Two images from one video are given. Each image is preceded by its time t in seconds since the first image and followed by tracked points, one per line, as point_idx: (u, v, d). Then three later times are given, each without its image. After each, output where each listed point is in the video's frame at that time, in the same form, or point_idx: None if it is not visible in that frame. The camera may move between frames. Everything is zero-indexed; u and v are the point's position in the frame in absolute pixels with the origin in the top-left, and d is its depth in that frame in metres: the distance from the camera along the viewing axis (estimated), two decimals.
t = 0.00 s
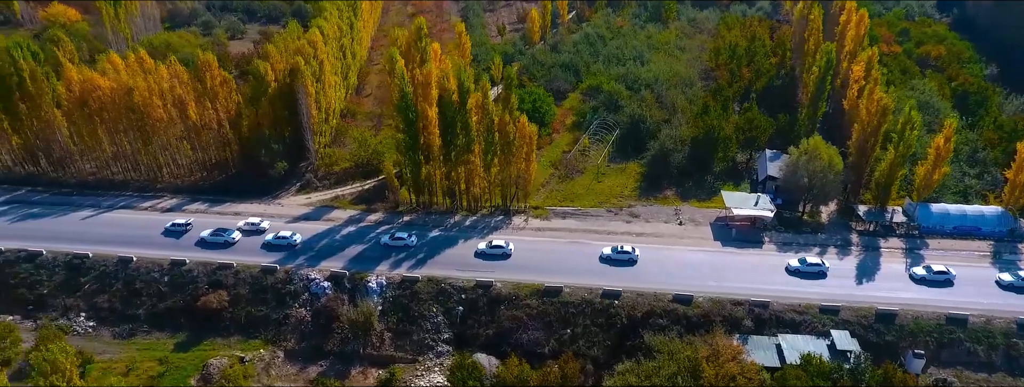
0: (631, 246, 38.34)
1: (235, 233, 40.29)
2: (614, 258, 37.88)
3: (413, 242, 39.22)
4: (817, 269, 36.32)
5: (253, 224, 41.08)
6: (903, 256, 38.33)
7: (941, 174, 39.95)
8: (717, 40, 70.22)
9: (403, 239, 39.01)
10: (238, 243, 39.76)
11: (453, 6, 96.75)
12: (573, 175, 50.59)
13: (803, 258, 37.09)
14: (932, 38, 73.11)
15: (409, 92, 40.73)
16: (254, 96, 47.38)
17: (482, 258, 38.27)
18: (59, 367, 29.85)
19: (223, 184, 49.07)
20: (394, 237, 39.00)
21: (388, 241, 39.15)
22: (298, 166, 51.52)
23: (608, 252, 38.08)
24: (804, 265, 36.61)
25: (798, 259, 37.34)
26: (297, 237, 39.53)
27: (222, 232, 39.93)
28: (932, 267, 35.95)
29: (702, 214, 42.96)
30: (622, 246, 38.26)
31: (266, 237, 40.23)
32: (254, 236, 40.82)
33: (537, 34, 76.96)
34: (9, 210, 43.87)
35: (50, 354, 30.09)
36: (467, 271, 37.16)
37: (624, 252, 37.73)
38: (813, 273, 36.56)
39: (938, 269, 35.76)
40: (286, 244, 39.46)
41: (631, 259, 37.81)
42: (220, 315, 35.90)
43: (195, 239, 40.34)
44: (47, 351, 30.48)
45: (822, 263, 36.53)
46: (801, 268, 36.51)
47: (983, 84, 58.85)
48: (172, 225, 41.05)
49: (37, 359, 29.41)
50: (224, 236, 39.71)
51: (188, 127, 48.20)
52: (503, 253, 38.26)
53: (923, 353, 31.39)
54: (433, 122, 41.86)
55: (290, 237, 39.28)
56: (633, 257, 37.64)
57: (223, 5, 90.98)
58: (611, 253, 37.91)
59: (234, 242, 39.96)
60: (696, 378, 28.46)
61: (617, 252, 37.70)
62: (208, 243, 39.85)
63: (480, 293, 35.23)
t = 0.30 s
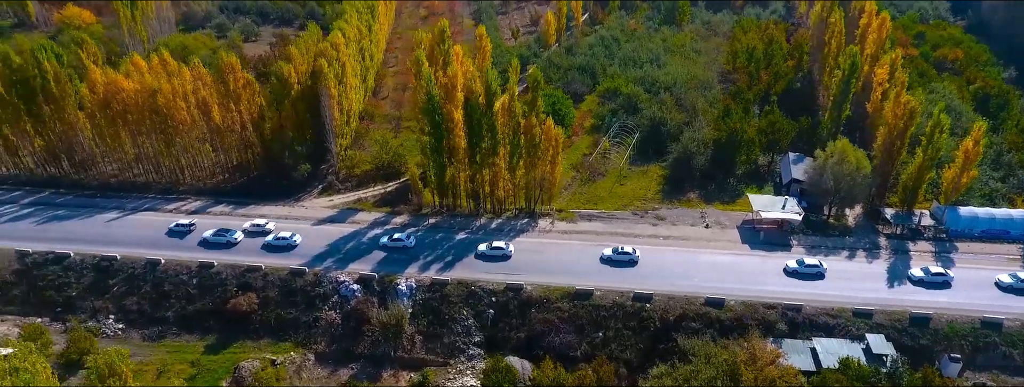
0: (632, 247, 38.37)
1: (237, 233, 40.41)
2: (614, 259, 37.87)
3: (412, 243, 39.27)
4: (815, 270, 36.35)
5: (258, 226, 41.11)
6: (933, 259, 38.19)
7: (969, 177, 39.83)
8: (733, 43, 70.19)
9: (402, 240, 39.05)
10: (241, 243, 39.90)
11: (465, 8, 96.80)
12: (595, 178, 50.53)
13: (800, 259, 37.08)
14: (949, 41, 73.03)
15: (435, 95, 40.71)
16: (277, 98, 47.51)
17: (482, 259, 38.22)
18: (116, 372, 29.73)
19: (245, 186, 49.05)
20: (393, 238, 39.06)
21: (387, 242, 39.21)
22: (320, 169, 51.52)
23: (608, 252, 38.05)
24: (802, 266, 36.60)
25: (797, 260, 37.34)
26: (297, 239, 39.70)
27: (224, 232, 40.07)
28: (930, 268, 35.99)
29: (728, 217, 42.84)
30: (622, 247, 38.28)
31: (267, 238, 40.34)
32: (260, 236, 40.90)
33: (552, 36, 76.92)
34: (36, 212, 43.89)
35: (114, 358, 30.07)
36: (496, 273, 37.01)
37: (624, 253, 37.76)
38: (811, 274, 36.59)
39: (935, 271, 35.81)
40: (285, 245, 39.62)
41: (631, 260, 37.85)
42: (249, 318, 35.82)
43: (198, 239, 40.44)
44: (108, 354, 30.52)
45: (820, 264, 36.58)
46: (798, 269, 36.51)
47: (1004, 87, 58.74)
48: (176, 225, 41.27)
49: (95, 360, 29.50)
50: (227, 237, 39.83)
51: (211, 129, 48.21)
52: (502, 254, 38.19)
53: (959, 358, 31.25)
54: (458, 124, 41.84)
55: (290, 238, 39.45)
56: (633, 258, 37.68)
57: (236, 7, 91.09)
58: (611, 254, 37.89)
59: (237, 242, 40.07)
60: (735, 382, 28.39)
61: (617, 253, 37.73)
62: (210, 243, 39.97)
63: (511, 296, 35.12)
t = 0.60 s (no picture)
0: (632, 248, 38.38)
1: (239, 233, 40.52)
2: (615, 261, 37.92)
3: (411, 244, 39.40)
4: (814, 272, 36.38)
5: (263, 228, 40.99)
6: (964, 263, 38.02)
7: (999, 181, 39.66)
8: (750, 46, 70.12)
9: (402, 241, 39.22)
10: (243, 243, 40.00)
11: (477, 10, 96.79)
12: (617, 181, 50.36)
13: (799, 261, 37.12)
14: (966, 43, 72.85)
15: (462, 98, 40.64)
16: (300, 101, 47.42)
17: (480, 261, 38.32)
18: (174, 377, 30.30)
19: (268, 189, 48.99)
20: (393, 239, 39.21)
21: (386, 243, 39.40)
22: (341, 171, 51.45)
23: (609, 254, 38.11)
24: (800, 268, 36.65)
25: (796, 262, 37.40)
26: (297, 240, 39.78)
27: (227, 232, 40.18)
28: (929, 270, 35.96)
29: (755, 221, 42.73)
30: (623, 249, 38.31)
31: (267, 239, 40.38)
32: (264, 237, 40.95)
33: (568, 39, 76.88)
34: (61, 214, 43.90)
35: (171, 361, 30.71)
36: (525, 276, 36.86)
37: (625, 255, 37.80)
38: (810, 276, 36.64)
39: (934, 273, 35.80)
40: (285, 246, 39.71)
41: (631, 262, 37.88)
42: (279, 321, 35.72)
43: (201, 239, 40.58)
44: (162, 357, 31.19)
45: (819, 266, 36.58)
46: (797, 271, 36.58)
47: None
48: (180, 225, 41.38)
49: (154, 364, 30.00)
50: (228, 237, 39.96)
51: (234, 131, 48.15)
52: (502, 256, 38.18)
53: (996, 362, 31.12)
54: (485, 128, 41.75)
55: (290, 240, 39.53)
56: (633, 260, 37.72)
57: (249, 10, 91.16)
58: (611, 255, 37.96)
59: (239, 243, 40.17)
60: None
61: (618, 254, 37.78)
62: (212, 243, 40.11)
63: (542, 300, 34.97)
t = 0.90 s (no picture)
0: (633, 250, 38.39)
1: (241, 234, 40.67)
2: (615, 262, 37.93)
3: (409, 245, 39.52)
4: (812, 274, 36.29)
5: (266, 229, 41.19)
6: (995, 268, 37.83)
7: None
8: (766, 49, 69.97)
9: (401, 242, 39.32)
10: (245, 243, 40.14)
11: (489, 13, 96.73)
12: (640, 184, 50.16)
13: (798, 262, 37.09)
14: (983, 46, 72.58)
15: (489, 101, 40.48)
16: (323, 104, 47.26)
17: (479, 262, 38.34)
18: (228, 382, 30.79)
19: (290, 192, 48.90)
20: (391, 240, 39.33)
21: (385, 244, 39.49)
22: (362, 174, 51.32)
23: (609, 255, 38.13)
24: (799, 269, 36.63)
25: (794, 263, 37.36)
26: (296, 241, 39.88)
27: (228, 233, 40.31)
28: (927, 273, 35.97)
29: (783, 224, 42.52)
30: (623, 250, 38.33)
31: (267, 240, 40.48)
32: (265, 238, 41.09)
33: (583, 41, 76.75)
34: (86, 217, 43.90)
35: (225, 367, 31.31)
36: (554, 280, 36.65)
37: (625, 256, 37.81)
38: (808, 278, 36.56)
39: (933, 276, 35.81)
40: (285, 247, 39.81)
41: (631, 263, 37.87)
42: (308, 324, 35.57)
43: (203, 240, 40.69)
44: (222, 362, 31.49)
45: (818, 267, 36.56)
46: (795, 272, 36.57)
47: None
48: (183, 226, 41.49)
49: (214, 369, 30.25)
50: (229, 238, 40.09)
51: (256, 134, 48.08)
52: (503, 258, 38.21)
53: None
54: (510, 131, 41.59)
55: (290, 241, 39.64)
56: (633, 261, 37.72)
57: (262, 12, 91.19)
58: (611, 256, 37.99)
59: (241, 244, 40.30)
60: None
61: (618, 256, 37.80)
62: (214, 244, 40.23)
63: (573, 304, 34.78)
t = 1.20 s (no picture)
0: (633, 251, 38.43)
1: (243, 235, 40.74)
2: (615, 263, 37.98)
3: (406, 247, 39.61)
4: (811, 276, 36.29)
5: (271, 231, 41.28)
6: None
7: None
8: (784, 52, 69.80)
9: (398, 243, 39.43)
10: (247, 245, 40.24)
11: (502, 15, 96.73)
12: (663, 187, 49.97)
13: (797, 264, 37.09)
14: (1001, 49, 72.21)
15: (516, 103, 40.32)
16: (347, 106, 47.12)
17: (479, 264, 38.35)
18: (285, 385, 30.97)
19: (313, 195, 48.81)
20: (390, 241, 39.46)
21: (383, 245, 39.62)
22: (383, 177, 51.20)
23: (609, 257, 38.19)
24: (798, 271, 36.62)
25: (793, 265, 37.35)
26: (297, 243, 39.89)
27: (230, 234, 40.34)
28: (926, 275, 35.73)
29: (811, 228, 42.29)
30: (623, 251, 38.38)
31: (267, 241, 40.53)
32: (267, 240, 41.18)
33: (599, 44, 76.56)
34: (112, 219, 43.90)
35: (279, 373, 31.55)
36: (585, 284, 36.44)
37: (625, 258, 37.87)
38: (807, 280, 36.55)
39: (931, 278, 35.56)
40: (285, 249, 39.85)
41: (631, 264, 37.94)
42: (338, 328, 35.40)
43: (206, 241, 40.77)
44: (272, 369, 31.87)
45: (817, 269, 36.53)
46: (794, 274, 36.56)
47: None
48: (187, 228, 41.50)
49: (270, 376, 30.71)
50: (231, 239, 40.14)
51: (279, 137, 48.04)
52: (501, 260, 38.12)
53: None
54: (537, 134, 41.43)
55: (290, 242, 39.66)
56: (634, 263, 37.77)
57: (275, 14, 91.26)
58: (612, 258, 38.03)
59: (243, 245, 40.38)
60: None
61: (618, 257, 37.85)
62: (216, 245, 40.33)
63: (605, 308, 34.57)
